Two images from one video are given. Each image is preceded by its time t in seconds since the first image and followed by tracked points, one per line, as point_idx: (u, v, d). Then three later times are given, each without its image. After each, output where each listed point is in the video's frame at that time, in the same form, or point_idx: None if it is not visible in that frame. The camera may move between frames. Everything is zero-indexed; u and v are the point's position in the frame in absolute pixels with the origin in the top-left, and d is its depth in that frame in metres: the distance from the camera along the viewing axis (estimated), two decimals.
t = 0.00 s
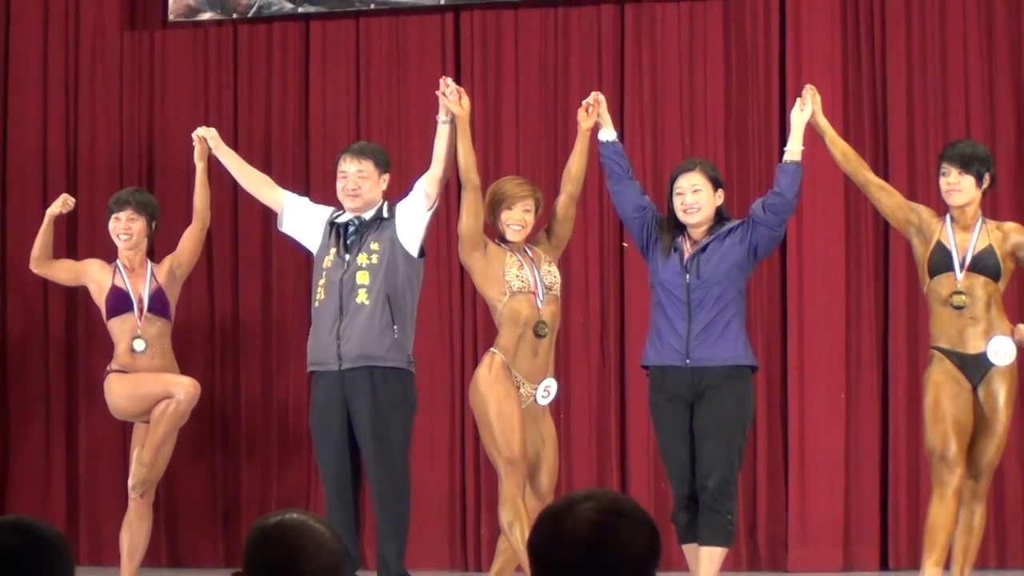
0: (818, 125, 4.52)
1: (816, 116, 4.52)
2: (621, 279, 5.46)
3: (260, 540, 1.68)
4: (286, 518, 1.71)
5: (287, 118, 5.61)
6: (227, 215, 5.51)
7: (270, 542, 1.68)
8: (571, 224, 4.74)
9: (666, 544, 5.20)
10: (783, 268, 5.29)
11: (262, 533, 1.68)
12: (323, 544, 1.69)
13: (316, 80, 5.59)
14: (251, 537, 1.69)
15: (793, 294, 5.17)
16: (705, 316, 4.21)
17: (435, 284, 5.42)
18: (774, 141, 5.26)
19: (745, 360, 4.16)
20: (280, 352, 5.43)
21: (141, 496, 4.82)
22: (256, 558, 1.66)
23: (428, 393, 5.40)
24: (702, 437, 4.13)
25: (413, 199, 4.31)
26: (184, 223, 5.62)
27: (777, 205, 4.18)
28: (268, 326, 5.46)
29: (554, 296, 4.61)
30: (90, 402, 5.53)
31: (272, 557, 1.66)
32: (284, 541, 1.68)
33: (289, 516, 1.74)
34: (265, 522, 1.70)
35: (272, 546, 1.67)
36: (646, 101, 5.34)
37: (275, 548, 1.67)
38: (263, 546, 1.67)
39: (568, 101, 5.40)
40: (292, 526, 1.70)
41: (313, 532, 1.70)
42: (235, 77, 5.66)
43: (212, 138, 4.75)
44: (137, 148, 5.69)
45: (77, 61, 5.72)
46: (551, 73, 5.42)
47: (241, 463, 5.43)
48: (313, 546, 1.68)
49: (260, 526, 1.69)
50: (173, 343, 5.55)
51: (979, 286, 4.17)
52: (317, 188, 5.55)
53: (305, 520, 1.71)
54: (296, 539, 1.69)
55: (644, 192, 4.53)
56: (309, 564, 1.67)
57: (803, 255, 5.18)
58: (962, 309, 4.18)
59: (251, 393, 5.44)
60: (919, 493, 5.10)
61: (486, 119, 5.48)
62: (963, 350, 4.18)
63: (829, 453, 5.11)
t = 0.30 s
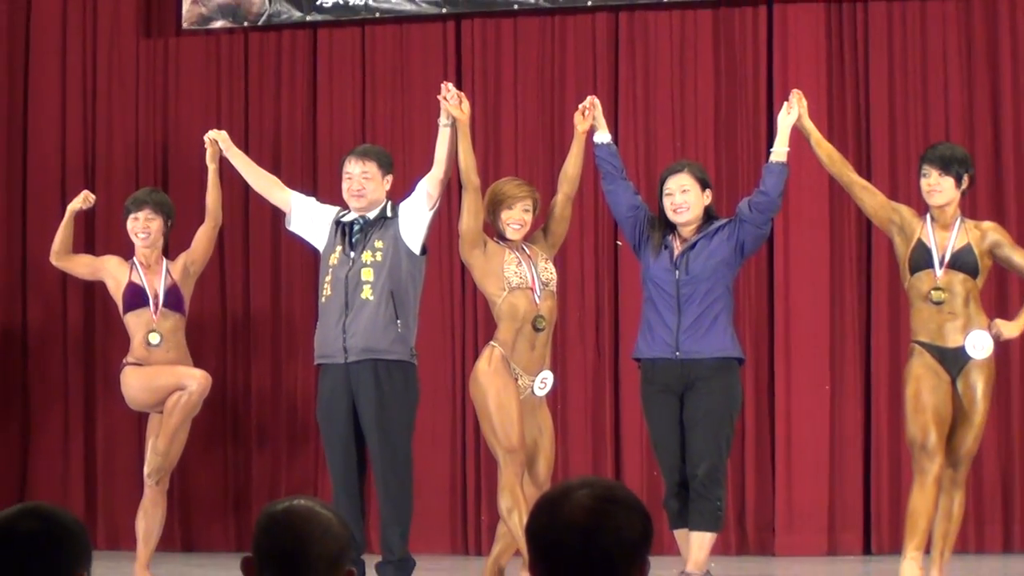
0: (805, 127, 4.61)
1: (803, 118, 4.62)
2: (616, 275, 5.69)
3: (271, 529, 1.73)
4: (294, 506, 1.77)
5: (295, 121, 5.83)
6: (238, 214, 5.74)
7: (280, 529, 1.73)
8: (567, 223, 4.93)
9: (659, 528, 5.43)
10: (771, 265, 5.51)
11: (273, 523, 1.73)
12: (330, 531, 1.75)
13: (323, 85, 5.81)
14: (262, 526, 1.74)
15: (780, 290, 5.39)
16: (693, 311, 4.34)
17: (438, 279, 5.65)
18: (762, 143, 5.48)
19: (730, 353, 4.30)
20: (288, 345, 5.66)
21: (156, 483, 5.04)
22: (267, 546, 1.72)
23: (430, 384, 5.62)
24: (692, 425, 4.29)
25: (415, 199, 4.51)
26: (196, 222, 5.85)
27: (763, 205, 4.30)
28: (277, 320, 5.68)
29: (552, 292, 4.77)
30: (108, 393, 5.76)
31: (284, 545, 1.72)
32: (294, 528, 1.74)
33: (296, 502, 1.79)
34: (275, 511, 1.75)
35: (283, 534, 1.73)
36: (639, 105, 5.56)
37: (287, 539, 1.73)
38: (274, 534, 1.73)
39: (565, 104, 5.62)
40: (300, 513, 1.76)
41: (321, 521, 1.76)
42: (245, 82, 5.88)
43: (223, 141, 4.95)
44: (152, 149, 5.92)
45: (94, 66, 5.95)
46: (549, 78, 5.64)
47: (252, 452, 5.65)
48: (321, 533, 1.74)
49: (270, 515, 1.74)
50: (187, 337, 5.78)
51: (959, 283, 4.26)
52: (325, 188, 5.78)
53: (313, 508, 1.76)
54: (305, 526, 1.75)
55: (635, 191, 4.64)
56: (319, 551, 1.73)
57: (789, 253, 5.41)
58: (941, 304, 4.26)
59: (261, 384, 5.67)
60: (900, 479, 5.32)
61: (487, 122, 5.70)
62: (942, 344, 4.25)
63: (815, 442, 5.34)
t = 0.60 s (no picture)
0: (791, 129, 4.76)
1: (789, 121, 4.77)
2: (613, 271, 5.91)
3: (272, 516, 1.75)
4: (296, 493, 1.79)
5: (303, 124, 6.05)
6: (249, 213, 5.96)
7: (282, 515, 1.76)
8: (564, 221, 5.10)
9: (653, 514, 5.65)
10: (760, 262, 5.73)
11: (274, 509, 1.75)
12: (330, 515, 1.78)
13: (330, 89, 6.03)
14: (264, 511, 1.76)
15: (768, 287, 5.62)
16: (686, 306, 4.49)
17: (441, 276, 5.87)
18: (751, 145, 5.69)
19: (721, 346, 4.44)
20: (296, 339, 5.88)
21: (169, 472, 5.24)
22: (269, 532, 1.74)
23: (433, 377, 5.84)
24: (684, 417, 4.42)
25: (419, 199, 4.69)
26: (208, 221, 6.07)
27: (753, 204, 4.43)
28: (286, 315, 5.90)
29: (549, 288, 4.88)
30: (125, 386, 5.99)
31: (286, 531, 1.74)
32: (296, 514, 1.76)
33: (297, 489, 1.82)
34: (276, 497, 1.77)
35: (284, 521, 1.75)
36: (634, 108, 5.79)
37: (289, 524, 1.75)
38: (275, 520, 1.75)
39: (563, 108, 5.84)
40: (301, 500, 1.78)
41: (322, 506, 1.78)
42: (255, 86, 6.10)
43: (234, 143, 5.15)
44: (166, 152, 6.14)
45: (110, 72, 6.17)
46: (547, 83, 5.87)
47: (262, 441, 5.87)
48: (321, 518, 1.77)
49: (271, 501, 1.77)
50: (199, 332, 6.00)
51: (940, 280, 4.34)
52: (332, 188, 6.00)
53: (314, 494, 1.79)
54: (307, 512, 1.77)
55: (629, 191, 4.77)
56: (320, 535, 1.76)
57: (777, 251, 5.63)
58: (923, 300, 4.36)
59: (271, 377, 5.89)
60: (884, 467, 5.55)
61: (488, 125, 5.92)
62: (925, 338, 4.35)
63: (802, 430, 5.56)
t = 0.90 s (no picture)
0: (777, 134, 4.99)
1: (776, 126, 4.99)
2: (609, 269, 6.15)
3: (266, 505, 1.90)
4: (289, 481, 1.94)
5: (311, 128, 6.29)
6: (259, 213, 6.20)
7: (276, 504, 1.90)
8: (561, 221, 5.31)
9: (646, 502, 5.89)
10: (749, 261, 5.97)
11: (267, 498, 1.90)
12: (322, 500, 1.92)
13: (337, 94, 6.27)
14: (258, 500, 1.92)
15: (757, 284, 5.86)
16: (677, 303, 4.72)
17: (444, 273, 6.10)
18: (740, 148, 5.93)
19: (711, 341, 4.67)
20: (304, 335, 6.12)
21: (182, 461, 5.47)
22: (266, 519, 1.90)
23: (436, 370, 6.08)
24: (674, 407, 4.66)
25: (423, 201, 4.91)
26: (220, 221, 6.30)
27: (741, 206, 4.66)
28: (294, 312, 6.14)
29: (546, 286, 5.08)
30: (140, 379, 6.23)
31: (280, 518, 1.89)
32: (289, 503, 1.90)
33: (292, 477, 1.96)
34: (268, 486, 1.92)
35: (277, 508, 1.90)
36: (628, 113, 6.03)
37: (279, 512, 1.90)
38: (271, 509, 1.90)
39: (560, 113, 6.08)
40: (293, 487, 1.92)
41: (312, 493, 1.92)
42: (264, 92, 6.34)
43: (244, 146, 5.37)
44: (180, 155, 6.38)
45: (127, 78, 6.41)
46: (545, 89, 6.10)
47: (272, 432, 6.11)
48: (313, 504, 1.91)
49: (266, 492, 1.91)
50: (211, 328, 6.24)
51: (922, 278, 4.46)
52: (339, 189, 6.23)
53: (305, 481, 1.93)
54: (299, 498, 1.91)
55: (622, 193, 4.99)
56: (312, 521, 1.90)
57: (765, 250, 5.87)
58: (906, 297, 4.47)
59: (280, 370, 6.13)
60: (868, 456, 5.79)
61: (488, 129, 6.16)
62: (907, 334, 4.46)
63: (790, 421, 5.81)
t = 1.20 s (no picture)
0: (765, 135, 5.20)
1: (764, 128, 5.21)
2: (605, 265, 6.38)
3: (249, 493, 2.14)
4: (268, 468, 2.17)
5: (318, 129, 6.51)
6: (268, 211, 6.42)
7: (260, 491, 2.14)
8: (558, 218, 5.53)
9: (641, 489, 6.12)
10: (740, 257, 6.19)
11: (251, 488, 2.14)
12: (302, 483, 2.16)
13: (343, 97, 6.50)
14: (241, 488, 2.15)
15: (747, 280, 6.08)
16: (669, 297, 4.94)
17: (446, 269, 6.33)
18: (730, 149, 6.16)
19: (701, 334, 4.89)
20: (311, 328, 6.34)
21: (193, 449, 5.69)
22: (251, 508, 2.14)
23: (438, 363, 6.30)
24: (666, 397, 4.88)
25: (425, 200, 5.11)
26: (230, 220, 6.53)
27: (731, 206, 4.88)
28: (302, 306, 6.36)
29: (543, 281, 5.31)
30: (154, 372, 6.46)
31: (265, 505, 2.13)
32: (270, 490, 2.14)
33: (270, 463, 2.19)
34: (250, 475, 2.16)
35: (261, 496, 2.14)
36: (624, 115, 6.25)
37: (261, 500, 2.14)
38: (256, 497, 2.14)
39: (558, 115, 6.31)
40: (273, 473, 2.16)
41: (291, 479, 2.16)
42: (273, 95, 6.56)
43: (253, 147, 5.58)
44: (192, 156, 6.60)
45: (141, 82, 6.64)
46: (544, 92, 6.33)
47: (280, 423, 6.33)
48: (293, 488, 2.15)
49: (248, 482, 2.14)
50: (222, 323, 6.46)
51: (907, 274, 4.68)
52: (346, 188, 6.46)
53: (283, 467, 2.17)
54: (279, 483, 2.15)
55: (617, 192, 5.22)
56: (295, 503, 2.15)
57: (755, 246, 6.10)
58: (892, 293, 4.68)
59: (288, 363, 6.35)
60: (854, 445, 6.02)
61: (489, 130, 6.38)
62: (893, 328, 4.66)
63: (778, 412, 6.03)
